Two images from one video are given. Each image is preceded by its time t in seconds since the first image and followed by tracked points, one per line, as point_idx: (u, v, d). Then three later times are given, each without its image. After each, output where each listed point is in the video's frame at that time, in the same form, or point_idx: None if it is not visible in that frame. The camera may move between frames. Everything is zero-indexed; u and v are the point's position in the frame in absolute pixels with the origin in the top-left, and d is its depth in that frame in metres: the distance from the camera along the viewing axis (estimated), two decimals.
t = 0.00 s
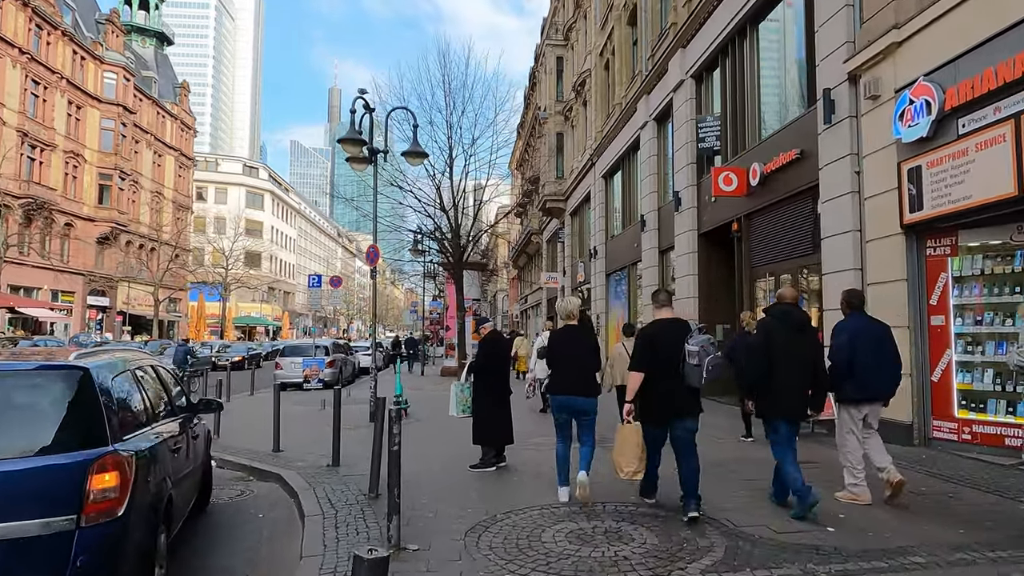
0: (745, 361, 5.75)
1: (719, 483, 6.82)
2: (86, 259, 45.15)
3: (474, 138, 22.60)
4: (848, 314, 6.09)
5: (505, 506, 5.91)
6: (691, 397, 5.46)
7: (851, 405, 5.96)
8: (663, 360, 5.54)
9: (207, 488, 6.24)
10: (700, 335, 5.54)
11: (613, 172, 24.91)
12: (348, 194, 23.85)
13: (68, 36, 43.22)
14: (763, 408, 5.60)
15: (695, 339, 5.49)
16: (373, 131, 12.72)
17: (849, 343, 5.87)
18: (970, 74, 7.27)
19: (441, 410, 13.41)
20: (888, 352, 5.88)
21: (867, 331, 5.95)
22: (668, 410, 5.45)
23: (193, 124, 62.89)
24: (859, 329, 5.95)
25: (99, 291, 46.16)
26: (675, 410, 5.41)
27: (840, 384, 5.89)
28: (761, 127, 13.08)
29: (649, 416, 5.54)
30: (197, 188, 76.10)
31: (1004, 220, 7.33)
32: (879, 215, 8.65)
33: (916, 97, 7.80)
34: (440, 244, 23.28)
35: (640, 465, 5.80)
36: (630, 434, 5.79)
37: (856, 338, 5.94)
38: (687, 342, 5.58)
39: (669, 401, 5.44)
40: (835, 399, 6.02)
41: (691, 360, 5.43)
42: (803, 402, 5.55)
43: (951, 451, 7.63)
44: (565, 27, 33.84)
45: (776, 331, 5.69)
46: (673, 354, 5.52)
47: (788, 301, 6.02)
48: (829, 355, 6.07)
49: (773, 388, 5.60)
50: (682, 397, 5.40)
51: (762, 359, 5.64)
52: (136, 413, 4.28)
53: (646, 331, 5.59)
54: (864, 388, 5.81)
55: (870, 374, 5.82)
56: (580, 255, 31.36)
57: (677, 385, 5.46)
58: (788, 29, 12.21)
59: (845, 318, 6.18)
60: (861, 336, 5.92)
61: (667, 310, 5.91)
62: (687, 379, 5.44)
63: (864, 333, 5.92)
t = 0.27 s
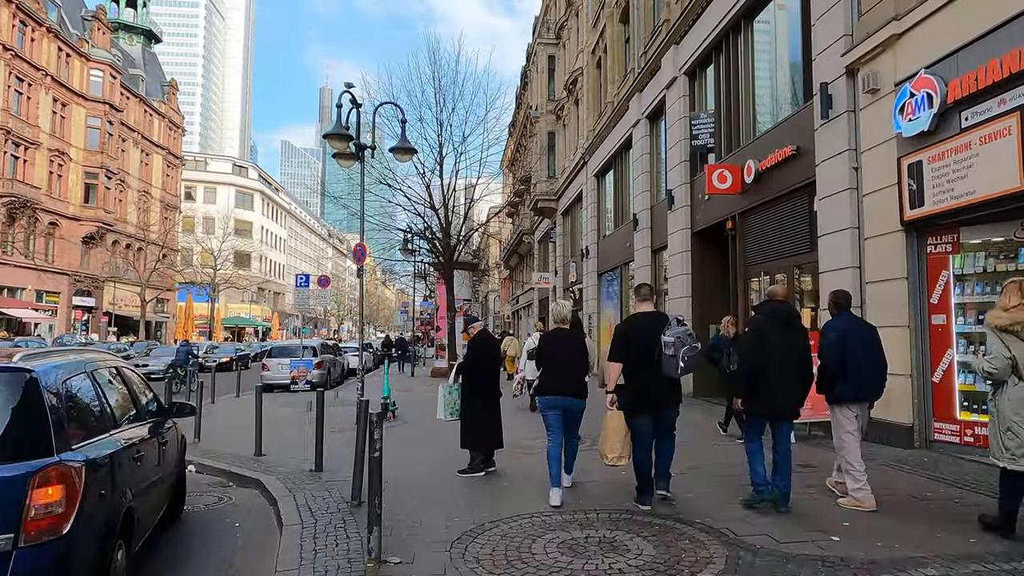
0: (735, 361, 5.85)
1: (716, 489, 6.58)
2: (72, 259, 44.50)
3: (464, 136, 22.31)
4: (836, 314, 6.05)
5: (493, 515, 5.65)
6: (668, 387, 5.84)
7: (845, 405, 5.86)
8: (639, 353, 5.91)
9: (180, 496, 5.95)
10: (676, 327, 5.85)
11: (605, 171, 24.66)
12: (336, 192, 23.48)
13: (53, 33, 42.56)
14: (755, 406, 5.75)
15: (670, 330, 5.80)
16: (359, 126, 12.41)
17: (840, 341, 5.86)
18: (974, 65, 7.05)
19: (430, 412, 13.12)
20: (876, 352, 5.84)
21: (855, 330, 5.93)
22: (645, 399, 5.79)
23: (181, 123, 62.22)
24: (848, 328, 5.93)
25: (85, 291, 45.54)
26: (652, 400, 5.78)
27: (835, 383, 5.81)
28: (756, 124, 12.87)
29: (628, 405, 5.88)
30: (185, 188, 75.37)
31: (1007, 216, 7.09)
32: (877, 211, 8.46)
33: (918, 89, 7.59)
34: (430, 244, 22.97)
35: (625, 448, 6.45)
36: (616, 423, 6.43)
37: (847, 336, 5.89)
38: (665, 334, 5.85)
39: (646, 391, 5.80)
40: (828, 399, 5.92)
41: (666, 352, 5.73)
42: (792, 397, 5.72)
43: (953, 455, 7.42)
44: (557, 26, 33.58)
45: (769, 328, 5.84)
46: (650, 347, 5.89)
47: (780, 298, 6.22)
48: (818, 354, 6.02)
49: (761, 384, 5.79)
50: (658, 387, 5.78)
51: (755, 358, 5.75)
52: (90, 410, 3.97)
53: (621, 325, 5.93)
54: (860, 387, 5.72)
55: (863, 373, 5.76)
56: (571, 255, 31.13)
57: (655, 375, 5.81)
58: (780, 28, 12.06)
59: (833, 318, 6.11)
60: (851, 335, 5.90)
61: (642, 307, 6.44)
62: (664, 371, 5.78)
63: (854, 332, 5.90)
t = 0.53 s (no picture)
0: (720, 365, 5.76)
1: (707, 492, 6.38)
2: (53, 256, 43.81)
3: (451, 132, 22.08)
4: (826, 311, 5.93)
5: (477, 521, 5.41)
6: (649, 392, 5.81)
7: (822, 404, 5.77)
8: (623, 357, 5.89)
9: (148, 502, 5.69)
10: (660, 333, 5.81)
11: (594, 169, 24.51)
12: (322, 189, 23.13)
13: (33, 26, 41.80)
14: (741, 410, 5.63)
15: (652, 337, 5.76)
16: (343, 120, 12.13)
17: (822, 339, 5.71)
18: (970, 58, 6.90)
19: (415, 412, 12.88)
20: (861, 351, 5.72)
21: (842, 329, 5.80)
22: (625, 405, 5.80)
23: (166, 120, 61.47)
24: (835, 327, 5.80)
25: (67, 289, 44.88)
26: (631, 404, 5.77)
27: (816, 381, 5.69)
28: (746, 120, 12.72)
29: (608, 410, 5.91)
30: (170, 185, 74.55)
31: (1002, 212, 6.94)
32: (871, 208, 8.31)
33: (912, 83, 7.46)
34: (417, 241, 22.71)
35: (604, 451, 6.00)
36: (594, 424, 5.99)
37: (833, 335, 5.76)
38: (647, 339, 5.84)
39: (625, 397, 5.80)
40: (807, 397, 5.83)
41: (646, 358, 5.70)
42: (774, 398, 5.62)
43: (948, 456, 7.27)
44: (546, 23, 33.40)
45: (747, 330, 5.74)
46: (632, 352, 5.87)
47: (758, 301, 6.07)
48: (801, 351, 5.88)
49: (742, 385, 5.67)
50: (639, 394, 5.76)
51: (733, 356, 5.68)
52: (36, 409, 3.68)
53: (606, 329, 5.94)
54: (840, 386, 5.64)
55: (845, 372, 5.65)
56: (560, 253, 31.00)
57: (635, 380, 5.79)
58: (767, 29, 11.96)
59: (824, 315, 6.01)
60: (837, 334, 5.77)
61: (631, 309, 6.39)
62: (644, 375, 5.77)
63: (840, 332, 5.77)
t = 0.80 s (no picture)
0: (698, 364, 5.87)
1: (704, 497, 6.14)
2: (43, 256, 43.35)
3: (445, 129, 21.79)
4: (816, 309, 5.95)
5: (462, 529, 5.15)
6: (639, 382, 6.12)
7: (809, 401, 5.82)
8: (615, 350, 6.20)
9: (116, 510, 5.39)
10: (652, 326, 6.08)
11: (589, 167, 24.25)
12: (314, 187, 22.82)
13: (23, 23, 41.31)
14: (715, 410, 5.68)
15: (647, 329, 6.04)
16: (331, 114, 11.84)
17: (811, 337, 5.70)
18: (976, 47, 6.67)
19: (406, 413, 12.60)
20: (852, 347, 5.72)
21: (831, 325, 5.79)
22: (616, 394, 6.12)
23: (158, 118, 60.98)
24: (823, 324, 5.80)
25: (57, 289, 44.44)
26: (620, 391, 6.08)
27: (802, 376, 5.75)
28: (743, 116, 12.48)
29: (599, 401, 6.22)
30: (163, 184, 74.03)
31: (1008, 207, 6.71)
32: (872, 203, 8.07)
33: (915, 74, 7.24)
34: (410, 240, 22.42)
35: (593, 441, 6.16)
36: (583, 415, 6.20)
37: (821, 332, 5.75)
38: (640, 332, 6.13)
39: (616, 386, 6.13)
40: (796, 393, 5.88)
41: (640, 350, 5.98)
42: (749, 395, 5.65)
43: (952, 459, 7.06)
44: (541, 20, 33.12)
45: (721, 329, 5.81)
46: (625, 344, 6.16)
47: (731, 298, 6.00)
48: (790, 350, 5.91)
49: (720, 379, 5.74)
50: (630, 383, 6.07)
51: (709, 359, 5.77)
52: None
53: (600, 320, 6.24)
54: (828, 379, 5.66)
55: (832, 367, 5.67)
56: (555, 252, 30.75)
57: (626, 370, 6.11)
58: (764, 29, 11.77)
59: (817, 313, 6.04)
60: (825, 331, 5.76)
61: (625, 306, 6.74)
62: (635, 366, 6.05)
63: (830, 329, 5.76)
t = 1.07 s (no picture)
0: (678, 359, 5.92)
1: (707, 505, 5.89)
2: (41, 255, 43.12)
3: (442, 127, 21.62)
4: (806, 311, 5.92)
5: (454, 539, 4.91)
6: (629, 388, 6.19)
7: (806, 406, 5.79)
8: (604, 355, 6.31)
9: (90, 519, 5.15)
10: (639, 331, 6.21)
11: (589, 165, 24.01)
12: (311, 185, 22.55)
13: (21, 21, 41.04)
14: (702, 411, 5.73)
15: (635, 335, 6.18)
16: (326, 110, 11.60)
17: (800, 339, 5.68)
18: (988, 35, 6.42)
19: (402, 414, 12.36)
20: (844, 348, 5.67)
21: (822, 327, 5.75)
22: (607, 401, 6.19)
23: (157, 117, 60.73)
24: (813, 325, 5.77)
25: (55, 288, 44.24)
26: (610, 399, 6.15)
27: (795, 379, 5.71)
28: (745, 112, 12.22)
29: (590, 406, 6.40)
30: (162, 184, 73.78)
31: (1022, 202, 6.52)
32: (880, 199, 7.82)
33: (926, 65, 6.99)
34: (408, 239, 22.17)
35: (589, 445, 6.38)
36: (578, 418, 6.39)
37: (812, 334, 5.72)
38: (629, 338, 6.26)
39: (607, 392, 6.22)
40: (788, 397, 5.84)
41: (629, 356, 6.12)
42: (738, 395, 5.71)
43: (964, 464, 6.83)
44: (540, 18, 32.87)
45: (709, 328, 5.88)
46: (613, 349, 6.28)
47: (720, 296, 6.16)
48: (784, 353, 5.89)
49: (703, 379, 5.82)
50: (621, 389, 6.15)
51: (693, 346, 5.84)
52: None
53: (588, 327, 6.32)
54: (820, 385, 5.63)
55: (824, 369, 5.62)
56: (554, 252, 30.50)
57: (615, 375, 6.22)
58: (764, 29, 11.59)
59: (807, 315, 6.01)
60: (816, 332, 5.72)
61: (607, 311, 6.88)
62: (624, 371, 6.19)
63: (819, 330, 5.72)
